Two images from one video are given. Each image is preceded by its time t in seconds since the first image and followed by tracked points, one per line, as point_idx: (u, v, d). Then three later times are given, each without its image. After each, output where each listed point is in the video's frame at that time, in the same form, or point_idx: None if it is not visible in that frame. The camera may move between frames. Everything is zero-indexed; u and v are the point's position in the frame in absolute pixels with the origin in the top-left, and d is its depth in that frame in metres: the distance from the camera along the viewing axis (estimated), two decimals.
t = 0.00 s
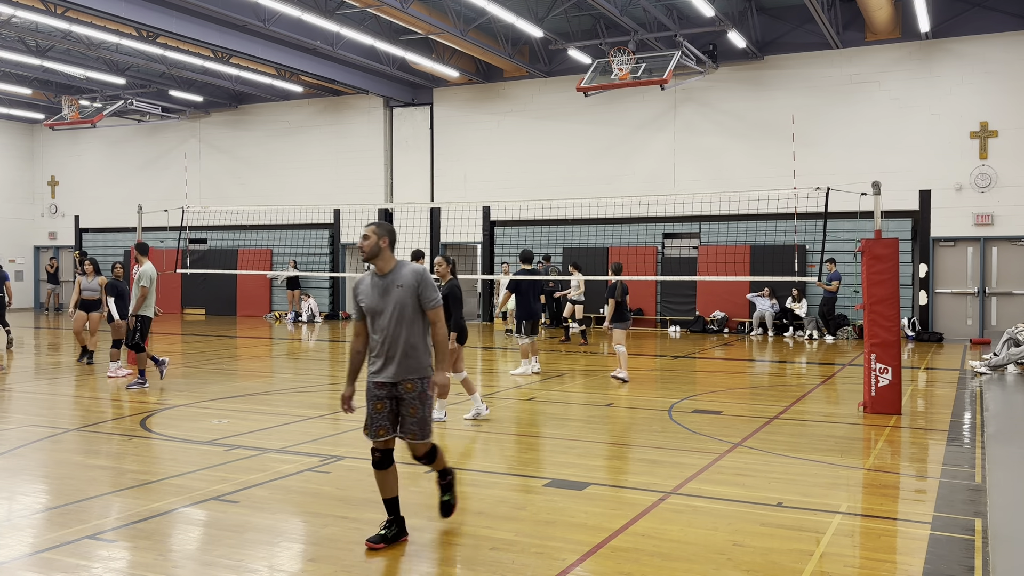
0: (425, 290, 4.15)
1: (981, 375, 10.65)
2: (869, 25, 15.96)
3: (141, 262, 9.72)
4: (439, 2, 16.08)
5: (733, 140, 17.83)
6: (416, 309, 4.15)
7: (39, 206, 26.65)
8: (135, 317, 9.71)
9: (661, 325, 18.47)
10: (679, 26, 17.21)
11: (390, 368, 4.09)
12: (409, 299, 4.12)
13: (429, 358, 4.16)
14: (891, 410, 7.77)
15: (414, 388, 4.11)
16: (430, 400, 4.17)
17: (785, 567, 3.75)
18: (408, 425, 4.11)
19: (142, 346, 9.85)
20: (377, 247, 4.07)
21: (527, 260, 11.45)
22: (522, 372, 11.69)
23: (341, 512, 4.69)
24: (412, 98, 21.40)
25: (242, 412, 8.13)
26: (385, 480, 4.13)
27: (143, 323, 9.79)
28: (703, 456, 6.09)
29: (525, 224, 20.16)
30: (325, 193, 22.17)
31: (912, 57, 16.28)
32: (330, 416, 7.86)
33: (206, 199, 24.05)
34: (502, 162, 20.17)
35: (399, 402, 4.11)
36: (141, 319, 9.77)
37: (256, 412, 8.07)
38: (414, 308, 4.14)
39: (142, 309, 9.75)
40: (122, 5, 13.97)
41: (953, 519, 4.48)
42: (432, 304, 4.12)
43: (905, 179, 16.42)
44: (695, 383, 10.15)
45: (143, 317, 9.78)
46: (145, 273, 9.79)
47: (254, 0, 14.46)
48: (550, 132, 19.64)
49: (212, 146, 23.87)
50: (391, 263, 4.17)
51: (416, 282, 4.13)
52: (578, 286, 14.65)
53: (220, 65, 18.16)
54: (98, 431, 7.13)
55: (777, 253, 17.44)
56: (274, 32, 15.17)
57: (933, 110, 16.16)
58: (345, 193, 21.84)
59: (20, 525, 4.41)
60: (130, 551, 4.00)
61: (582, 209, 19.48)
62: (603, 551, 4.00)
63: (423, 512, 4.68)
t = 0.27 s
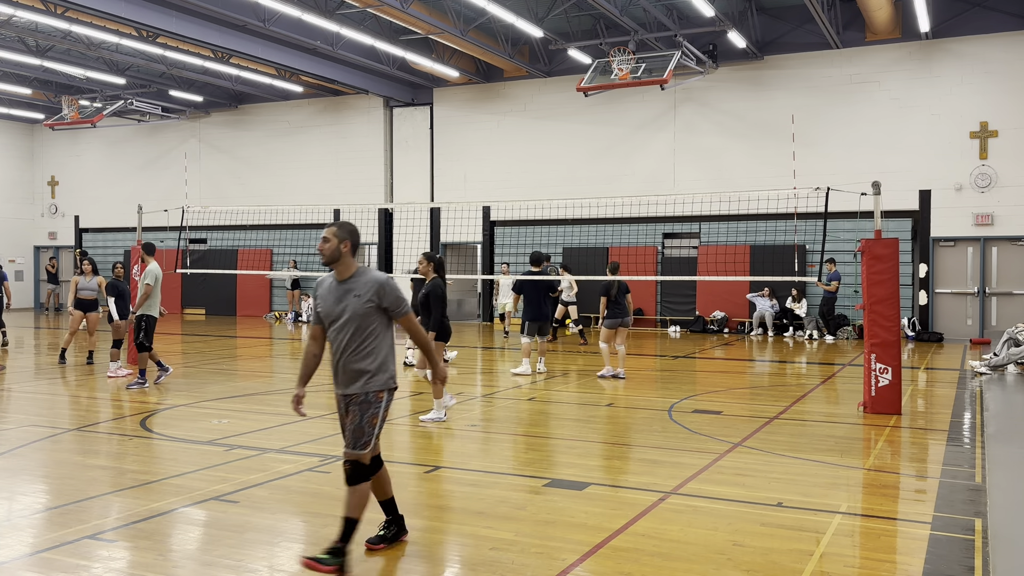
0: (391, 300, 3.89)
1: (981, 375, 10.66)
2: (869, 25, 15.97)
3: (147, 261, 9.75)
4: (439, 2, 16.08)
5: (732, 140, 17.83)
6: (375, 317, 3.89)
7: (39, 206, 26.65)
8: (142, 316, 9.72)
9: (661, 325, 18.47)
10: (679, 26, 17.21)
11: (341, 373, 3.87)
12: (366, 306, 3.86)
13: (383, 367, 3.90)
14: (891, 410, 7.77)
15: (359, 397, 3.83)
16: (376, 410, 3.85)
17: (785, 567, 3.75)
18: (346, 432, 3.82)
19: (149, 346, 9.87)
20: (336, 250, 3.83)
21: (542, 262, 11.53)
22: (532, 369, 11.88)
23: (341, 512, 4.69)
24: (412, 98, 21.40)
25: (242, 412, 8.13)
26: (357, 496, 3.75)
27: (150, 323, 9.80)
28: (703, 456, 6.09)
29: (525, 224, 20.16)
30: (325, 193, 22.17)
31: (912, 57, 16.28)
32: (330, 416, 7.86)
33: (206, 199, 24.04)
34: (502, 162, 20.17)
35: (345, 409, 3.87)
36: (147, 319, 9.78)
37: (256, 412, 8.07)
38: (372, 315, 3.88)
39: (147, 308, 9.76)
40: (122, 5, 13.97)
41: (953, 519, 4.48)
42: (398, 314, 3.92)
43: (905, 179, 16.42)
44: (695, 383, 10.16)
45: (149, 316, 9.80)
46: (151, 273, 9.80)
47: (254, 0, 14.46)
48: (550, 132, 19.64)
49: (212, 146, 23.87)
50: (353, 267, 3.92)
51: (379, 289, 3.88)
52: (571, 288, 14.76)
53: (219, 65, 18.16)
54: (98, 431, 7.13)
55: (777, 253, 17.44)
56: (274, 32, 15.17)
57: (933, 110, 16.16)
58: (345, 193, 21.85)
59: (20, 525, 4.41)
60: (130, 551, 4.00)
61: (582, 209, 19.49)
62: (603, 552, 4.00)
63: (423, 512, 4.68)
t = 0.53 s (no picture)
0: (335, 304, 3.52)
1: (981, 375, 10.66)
2: (869, 25, 15.97)
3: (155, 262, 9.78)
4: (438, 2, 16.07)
5: (733, 140, 17.83)
6: (319, 322, 3.54)
7: (39, 206, 26.65)
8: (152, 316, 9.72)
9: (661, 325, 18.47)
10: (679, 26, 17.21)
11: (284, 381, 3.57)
12: (310, 312, 3.52)
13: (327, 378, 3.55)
14: (891, 410, 7.77)
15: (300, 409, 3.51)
16: (319, 424, 3.52)
17: (785, 567, 3.75)
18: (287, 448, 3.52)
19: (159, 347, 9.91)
20: (285, 248, 3.50)
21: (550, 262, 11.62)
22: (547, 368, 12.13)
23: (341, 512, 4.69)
24: (412, 98, 21.40)
25: (243, 412, 8.13)
26: (306, 513, 3.51)
27: (160, 322, 9.81)
28: (703, 456, 6.09)
29: (525, 224, 20.16)
30: (325, 193, 22.17)
31: (912, 56, 16.28)
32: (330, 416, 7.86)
33: (206, 199, 24.04)
34: (502, 162, 20.17)
35: (286, 420, 3.56)
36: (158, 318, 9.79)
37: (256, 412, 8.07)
38: (315, 320, 3.53)
39: (158, 308, 9.77)
40: (122, 5, 13.97)
41: (952, 519, 4.48)
42: (341, 323, 3.52)
43: (905, 179, 16.43)
44: (695, 383, 10.16)
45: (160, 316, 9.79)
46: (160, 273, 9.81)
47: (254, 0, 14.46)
48: (550, 132, 19.64)
49: (212, 146, 23.87)
50: (304, 266, 3.58)
51: (322, 290, 3.53)
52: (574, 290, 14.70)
53: (219, 65, 18.17)
54: (98, 431, 7.12)
55: (777, 253, 17.44)
56: (274, 32, 15.17)
57: (933, 110, 16.16)
58: (345, 193, 21.85)
59: (20, 525, 4.41)
60: (130, 551, 4.00)
61: (582, 209, 19.49)
62: (603, 551, 4.00)
63: (423, 512, 4.68)
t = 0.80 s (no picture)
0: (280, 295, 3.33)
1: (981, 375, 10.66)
2: (869, 25, 15.97)
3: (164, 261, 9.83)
4: (438, 2, 16.07)
5: (732, 140, 17.83)
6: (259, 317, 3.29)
7: (39, 206, 26.65)
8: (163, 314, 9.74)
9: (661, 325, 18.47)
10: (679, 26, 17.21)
11: (230, 389, 3.24)
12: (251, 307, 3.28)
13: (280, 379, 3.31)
14: (891, 410, 7.77)
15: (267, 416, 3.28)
16: (288, 429, 3.34)
17: (786, 567, 3.75)
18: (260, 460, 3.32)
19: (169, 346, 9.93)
20: (226, 242, 3.30)
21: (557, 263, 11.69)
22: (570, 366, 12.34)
23: (341, 512, 4.69)
24: (412, 98, 21.41)
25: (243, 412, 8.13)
26: (301, 513, 3.45)
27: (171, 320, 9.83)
28: (703, 456, 6.09)
29: (525, 224, 20.16)
30: (325, 193, 22.17)
31: (912, 57, 16.28)
32: (330, 416, 7.86)
33: (206, 199, 24.04)
34: (502, 162, 20.17)
35: (242, 433, 3.26)
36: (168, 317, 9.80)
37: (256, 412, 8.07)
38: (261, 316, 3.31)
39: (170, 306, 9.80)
40: (122, 5, 13.97)
41: (953, 519, 4.48)
42: (263, 310, 3.19)
43: (905, 179, 16.43)
44: (695, 383, 10.16)
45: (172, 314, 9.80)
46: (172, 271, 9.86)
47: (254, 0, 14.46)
48: (550, 132, 19.65)
49: (212, 146, 23.87)
50: (246, 260, 3.37)
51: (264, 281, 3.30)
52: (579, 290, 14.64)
53: (219, 65, 18.16)
54: (98, 431, 7.12)
55: (777, 253, 17.44)
56: (274, 32, 15.16)
57: (933, 110, 16.17)
58: (345, 193, 21.85)
59: (20, 525, 4.41)
60: (130, 551, 4.00)
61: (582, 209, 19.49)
62: (603, 552, 4.00)
63: (423, 512, 4.68)
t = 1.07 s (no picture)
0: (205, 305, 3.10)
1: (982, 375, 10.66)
2: (869, 25, 15.97)
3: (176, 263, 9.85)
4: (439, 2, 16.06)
5: (732, 140, 17.83)
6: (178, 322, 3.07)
7: (39, 206, 26.65)
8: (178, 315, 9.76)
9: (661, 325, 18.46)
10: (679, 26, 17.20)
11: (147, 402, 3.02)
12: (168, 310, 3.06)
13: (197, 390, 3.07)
14: (891, 410, 7.77)
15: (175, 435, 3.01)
16: (202, 451, 3.06)
17: (786, 567, 3.75)
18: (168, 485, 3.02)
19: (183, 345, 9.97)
20: (142, 244, 3.10)
21: (564, 264, 11.71)
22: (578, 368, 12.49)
23: (341, 512, 4.69)
24: (412, 98, 21.44)
25: (243, 412, 8.13)
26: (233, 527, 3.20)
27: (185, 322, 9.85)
28: (703, 456, 6.09)
29: (525, 224, 20.16)
30: (325, 193, 22.17)
31: (912, 57, 16.28)
32: (330, 416, 7.86)
33: (206, 199, 24.04)
34: (502, 162, 20.17)
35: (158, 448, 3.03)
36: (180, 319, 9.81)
37: (255, 412, 8.07)
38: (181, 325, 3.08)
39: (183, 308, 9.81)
40: (122, 5, 13.96)
41: (953, 519, 4.48)
42: (193, 322, 3.01)
43: (905, 179, 16.43)
44: (695, 383, 10.16)
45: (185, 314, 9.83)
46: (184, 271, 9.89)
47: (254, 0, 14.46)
48: (550, 131, 19.65)
49: (212, 146, 23.87)
50: (166, 263, 3.14)
51: (186, 288, 3.06)
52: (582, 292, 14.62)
53: (219, 65, 18.16)
54: (98, 430, 7.12)
55: (777, 253, 17.43)
56: (274, 32, 15.16)
57: (933, 110, 16.17)
58: (345, 193, 21.85)
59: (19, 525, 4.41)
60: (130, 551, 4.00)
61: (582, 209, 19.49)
62: (603, 551, 4.00)
63: (423, 512, 4.68)
